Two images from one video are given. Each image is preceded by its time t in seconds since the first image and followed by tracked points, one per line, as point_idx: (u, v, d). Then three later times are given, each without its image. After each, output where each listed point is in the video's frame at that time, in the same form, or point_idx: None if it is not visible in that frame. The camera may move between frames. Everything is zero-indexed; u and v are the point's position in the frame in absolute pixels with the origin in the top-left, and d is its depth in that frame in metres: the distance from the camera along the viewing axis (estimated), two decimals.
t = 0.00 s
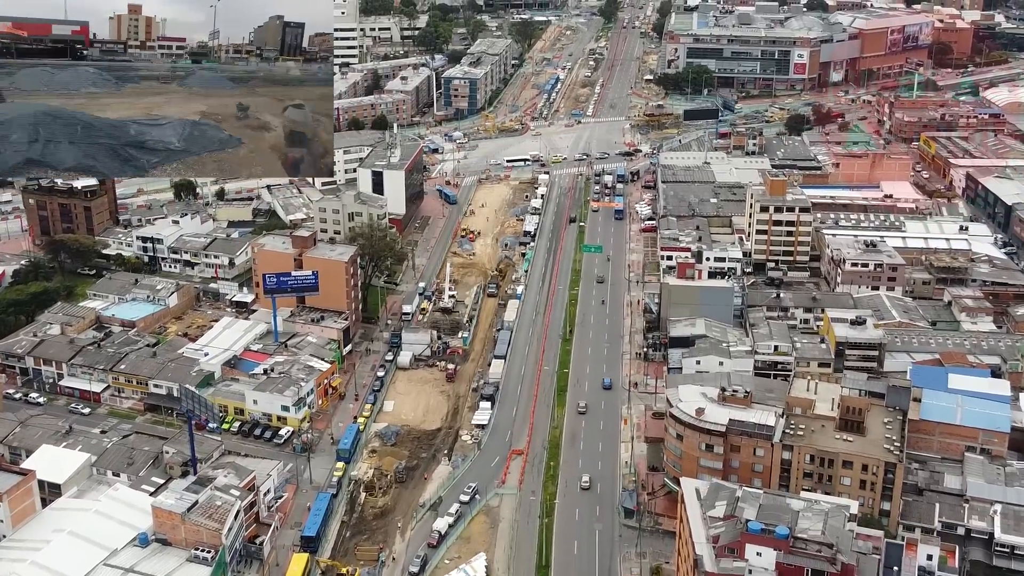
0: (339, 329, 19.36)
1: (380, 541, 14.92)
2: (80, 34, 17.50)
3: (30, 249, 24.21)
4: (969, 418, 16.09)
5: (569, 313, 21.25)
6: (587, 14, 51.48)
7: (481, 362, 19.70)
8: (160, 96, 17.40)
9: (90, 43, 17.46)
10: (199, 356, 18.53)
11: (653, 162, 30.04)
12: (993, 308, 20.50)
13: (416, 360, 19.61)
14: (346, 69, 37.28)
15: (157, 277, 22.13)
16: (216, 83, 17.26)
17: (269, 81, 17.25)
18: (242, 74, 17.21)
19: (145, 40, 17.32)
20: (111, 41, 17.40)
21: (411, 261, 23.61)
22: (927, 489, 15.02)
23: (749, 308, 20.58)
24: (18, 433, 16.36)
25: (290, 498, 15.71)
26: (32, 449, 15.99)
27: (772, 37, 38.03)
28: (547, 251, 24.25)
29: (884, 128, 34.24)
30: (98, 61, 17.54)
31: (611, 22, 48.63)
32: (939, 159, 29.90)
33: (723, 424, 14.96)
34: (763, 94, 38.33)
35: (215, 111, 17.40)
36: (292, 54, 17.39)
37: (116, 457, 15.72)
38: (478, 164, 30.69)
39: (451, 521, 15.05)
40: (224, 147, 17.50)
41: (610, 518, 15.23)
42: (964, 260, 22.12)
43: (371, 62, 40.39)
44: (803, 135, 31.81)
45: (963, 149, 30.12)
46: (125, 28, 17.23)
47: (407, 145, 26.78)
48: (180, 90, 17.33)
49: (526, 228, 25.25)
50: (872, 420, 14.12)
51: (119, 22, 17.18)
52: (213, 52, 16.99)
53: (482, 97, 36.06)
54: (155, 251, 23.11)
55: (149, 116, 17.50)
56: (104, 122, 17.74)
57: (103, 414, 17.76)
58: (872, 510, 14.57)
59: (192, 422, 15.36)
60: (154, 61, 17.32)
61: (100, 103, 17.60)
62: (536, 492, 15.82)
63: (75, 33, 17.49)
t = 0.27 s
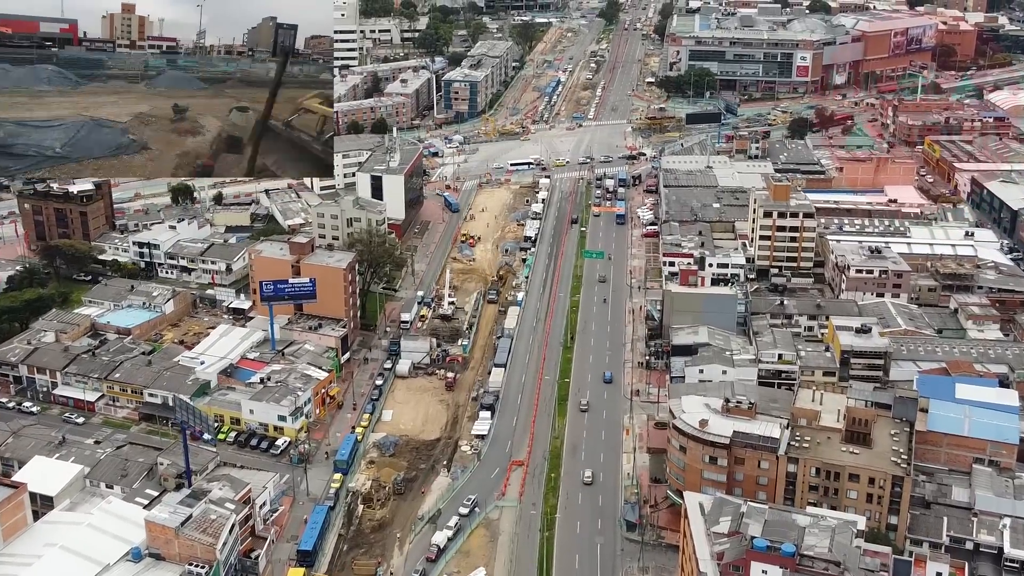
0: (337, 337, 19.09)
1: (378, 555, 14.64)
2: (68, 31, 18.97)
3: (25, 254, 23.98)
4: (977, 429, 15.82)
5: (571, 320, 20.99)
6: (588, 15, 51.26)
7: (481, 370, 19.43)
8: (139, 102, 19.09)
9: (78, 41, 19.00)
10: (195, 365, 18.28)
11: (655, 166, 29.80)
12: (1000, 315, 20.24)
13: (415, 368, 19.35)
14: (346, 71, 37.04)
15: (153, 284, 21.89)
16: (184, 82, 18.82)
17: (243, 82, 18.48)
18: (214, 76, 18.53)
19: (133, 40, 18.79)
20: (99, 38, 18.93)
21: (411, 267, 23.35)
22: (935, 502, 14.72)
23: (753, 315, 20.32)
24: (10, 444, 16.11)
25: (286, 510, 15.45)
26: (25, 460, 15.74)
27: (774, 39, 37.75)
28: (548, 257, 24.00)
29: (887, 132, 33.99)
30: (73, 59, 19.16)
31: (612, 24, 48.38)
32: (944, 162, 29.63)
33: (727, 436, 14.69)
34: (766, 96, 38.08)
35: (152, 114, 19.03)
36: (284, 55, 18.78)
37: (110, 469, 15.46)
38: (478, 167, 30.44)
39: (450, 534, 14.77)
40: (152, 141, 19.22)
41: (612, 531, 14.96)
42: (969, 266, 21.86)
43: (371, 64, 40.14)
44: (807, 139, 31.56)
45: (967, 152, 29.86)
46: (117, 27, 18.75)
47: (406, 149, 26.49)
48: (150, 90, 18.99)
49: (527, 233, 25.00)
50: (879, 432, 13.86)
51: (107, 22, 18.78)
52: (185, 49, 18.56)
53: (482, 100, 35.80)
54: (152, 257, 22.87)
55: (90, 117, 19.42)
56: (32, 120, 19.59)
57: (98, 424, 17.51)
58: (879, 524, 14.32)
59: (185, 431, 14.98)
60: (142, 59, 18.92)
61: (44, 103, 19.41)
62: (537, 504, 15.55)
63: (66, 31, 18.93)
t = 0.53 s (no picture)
0: (335, 344, 18.83)
1: (375, 568, 14.37)
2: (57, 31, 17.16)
3: (21, 260, 23.73)
4: (984, 439, 15.54)
5: (572, 327, 20.74)
6: (589, 16, 50.99)
7: (481, 379, 19.16)
8: (92, 100, 16.58)
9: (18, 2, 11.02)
10: (191, 373, 18.02)
11: (657, 170, 29.55)
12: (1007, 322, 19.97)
13: (414, 376, 19.09)
14: (345, 74, 36.79)
15: (149, 290, 21.63)
16: (155, 82, 16.44)
17: (221, 82, 16.02)
18: (190, 75, 16.24)
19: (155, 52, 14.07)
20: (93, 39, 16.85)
21: (410, 272, 23.10)
22: (942, 515, 14.48)
23: (756, 322, 20.05)
24: (3, 455, 15.86)
25: (283, 522, 15.19)
26: (17, 471, 15.48)
27: (777, 41, 37.47)
28: (548, 262, 23.74)
29: (891, 135, 33.73)
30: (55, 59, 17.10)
31: (613, 26, 48.13)
32: (949, 166, 29.36)
33: (731, 448, 14.42)
34: (768, 99, 37.81)
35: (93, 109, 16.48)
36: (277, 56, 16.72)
37: (104, 480, 15.18)
38: (479, 171, 30.18)
39: (449, 547, 14.50)
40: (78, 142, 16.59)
41: (614, 544, 14.68)
42: (975, 272, 21.59)
43: (371, 66, 39.88)
44: (810, 142, 31.29)
45: (972, 156, 29.59)
46: (109, 27, 16.90)
47: (405, 152, 26.22)
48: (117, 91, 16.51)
49: (527, 238, 24.75)
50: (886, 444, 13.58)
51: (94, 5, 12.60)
52: (174, 51, 16.47)
53: (482, 103, 35.54)
54: (148, 262, 22.62)
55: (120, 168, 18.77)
56: None
57: (92, 433, 17.25)
58: (886, 538, 14.03)
59: (180, 444, 14.72)
60: (119, 59, 16.66)
61: None
62: (538, 515, 15.28)
63: None
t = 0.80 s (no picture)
0: (333, 351, 18.58)
1: None
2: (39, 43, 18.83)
3: (16, 264, 23.51)
4: (993, 450, 15.30)
5: (573, 334, 20.49)
6: (590, 18, 50.76)
7: (480, 386, 18.92)
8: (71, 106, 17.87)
9: (55, 41, 10.93)
10: (186, 381, 17.80)
11: (658, 173, 29.30)
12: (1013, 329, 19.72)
13: (413, 384, 18.85)
14: (345, 76, 36.56)
15: (145, 295, 21.40)
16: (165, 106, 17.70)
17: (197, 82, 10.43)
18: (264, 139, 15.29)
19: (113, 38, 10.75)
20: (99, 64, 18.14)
21: (409, 278, 22.85)
22: (949, 528, 14.16)
23: (759, 329, 19.80)
24: None
25: (279, 534, 14.93)
26: (9, 482, 15.24)
27: (779, 43, 37.22)
28: (549, 267, 23.50)
29: (895, 138, 33.47)
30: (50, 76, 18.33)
31: (614, 27, 47.91)
32: (953, 170, 29.10)
33: (734, 459, 14.18)
34: (770, 101, 37.57)
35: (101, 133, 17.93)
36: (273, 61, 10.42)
37: (97, 492, 14.97)
38: (479, 174, 29.94)
39: (448, 560, 14.25)
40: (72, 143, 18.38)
41: (615, 556, 14.42)
42: (982, 278, 21.33)
43: (371, 68, 39.66)
44: (813, 145, 31.03)
45: (977, 159, 29.34)
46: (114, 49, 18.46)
47: (405, 156, 25.98)
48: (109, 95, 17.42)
49: (528, 243, 24.52)
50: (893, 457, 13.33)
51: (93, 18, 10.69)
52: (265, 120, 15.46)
53: (483, 105, 35.30)
54: (145, 267, 22.39)
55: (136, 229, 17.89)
56: None
57: (86, 442, 17.03)
58: (892, 551, 13.78)
59: (174, 456, 14.46)
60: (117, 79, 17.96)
61: None
62: (538, 527, 15.03)
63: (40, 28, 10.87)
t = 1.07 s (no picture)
0: (331, 359, 18.35)
1: None
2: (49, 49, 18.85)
3: (11, 269, 23.27)
4: (1000, 461, 15.06)
5: (574, 341, 20.25)
6: (591, 19, 50.56)
7: (480, 394, 18.68)
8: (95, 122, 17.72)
9: (44, 41, 11.51)
10: (182, 389, 17.54)
11: (660, 177, 29.07)
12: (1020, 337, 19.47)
13: (411, 392, 18.61)
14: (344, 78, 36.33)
15: (141, 301, 21.15)
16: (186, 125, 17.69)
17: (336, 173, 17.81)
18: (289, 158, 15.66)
19: (109, 39, 11.53)
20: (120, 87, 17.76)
21: (408, 283, 22.61)
22: (957, 541, 13.90)
23: (762, 336, 19.55)
24: None
25: (274, 546, 14.68)
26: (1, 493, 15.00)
27: (781, 45, 36.98)
28: (550, 273, 23.26)
29: (898, 140, 33.22)
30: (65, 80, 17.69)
31: (615, 29, 47.69)
32: (957, 173, 28.85)
33: (738, 471, 13.93)
34: (773, 104, 37.33)
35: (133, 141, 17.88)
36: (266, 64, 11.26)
37: (90, 503, 14.71)
38: (479, 177, 29.71)
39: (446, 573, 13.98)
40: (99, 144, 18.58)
41: (617, 569, 14.16)
42: (987, 285, 21.08)
43: (371, 70, 39.45)
44: (816, 149, 30.78)
45: (981, 162, 29.09)
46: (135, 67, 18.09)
47: (404, 160, 25.74)
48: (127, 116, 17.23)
49: (528, 248, 24.27)
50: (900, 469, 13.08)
51: (88, 18, 11.28)
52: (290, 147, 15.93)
53: (483, 107, 35.06)
54: (141, 272, 22.14)
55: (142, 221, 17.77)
56: None
57: (80, 452, 16.78)
58: (899, 565, 13.53)
59: (168, 468, 14.17)
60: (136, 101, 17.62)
61: None
62: (539, 538, 14.77)
63: (29, 30, 11.44)
